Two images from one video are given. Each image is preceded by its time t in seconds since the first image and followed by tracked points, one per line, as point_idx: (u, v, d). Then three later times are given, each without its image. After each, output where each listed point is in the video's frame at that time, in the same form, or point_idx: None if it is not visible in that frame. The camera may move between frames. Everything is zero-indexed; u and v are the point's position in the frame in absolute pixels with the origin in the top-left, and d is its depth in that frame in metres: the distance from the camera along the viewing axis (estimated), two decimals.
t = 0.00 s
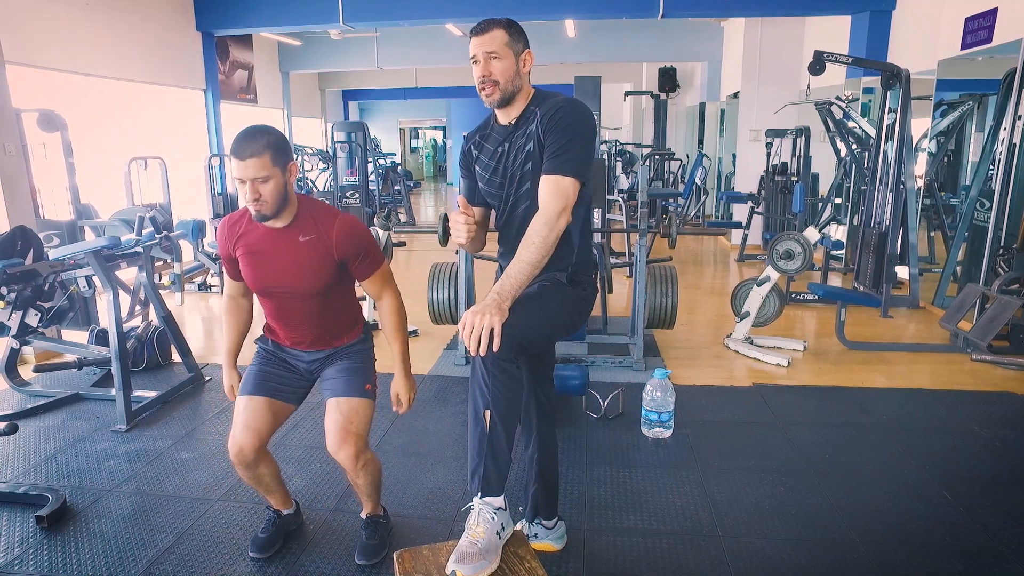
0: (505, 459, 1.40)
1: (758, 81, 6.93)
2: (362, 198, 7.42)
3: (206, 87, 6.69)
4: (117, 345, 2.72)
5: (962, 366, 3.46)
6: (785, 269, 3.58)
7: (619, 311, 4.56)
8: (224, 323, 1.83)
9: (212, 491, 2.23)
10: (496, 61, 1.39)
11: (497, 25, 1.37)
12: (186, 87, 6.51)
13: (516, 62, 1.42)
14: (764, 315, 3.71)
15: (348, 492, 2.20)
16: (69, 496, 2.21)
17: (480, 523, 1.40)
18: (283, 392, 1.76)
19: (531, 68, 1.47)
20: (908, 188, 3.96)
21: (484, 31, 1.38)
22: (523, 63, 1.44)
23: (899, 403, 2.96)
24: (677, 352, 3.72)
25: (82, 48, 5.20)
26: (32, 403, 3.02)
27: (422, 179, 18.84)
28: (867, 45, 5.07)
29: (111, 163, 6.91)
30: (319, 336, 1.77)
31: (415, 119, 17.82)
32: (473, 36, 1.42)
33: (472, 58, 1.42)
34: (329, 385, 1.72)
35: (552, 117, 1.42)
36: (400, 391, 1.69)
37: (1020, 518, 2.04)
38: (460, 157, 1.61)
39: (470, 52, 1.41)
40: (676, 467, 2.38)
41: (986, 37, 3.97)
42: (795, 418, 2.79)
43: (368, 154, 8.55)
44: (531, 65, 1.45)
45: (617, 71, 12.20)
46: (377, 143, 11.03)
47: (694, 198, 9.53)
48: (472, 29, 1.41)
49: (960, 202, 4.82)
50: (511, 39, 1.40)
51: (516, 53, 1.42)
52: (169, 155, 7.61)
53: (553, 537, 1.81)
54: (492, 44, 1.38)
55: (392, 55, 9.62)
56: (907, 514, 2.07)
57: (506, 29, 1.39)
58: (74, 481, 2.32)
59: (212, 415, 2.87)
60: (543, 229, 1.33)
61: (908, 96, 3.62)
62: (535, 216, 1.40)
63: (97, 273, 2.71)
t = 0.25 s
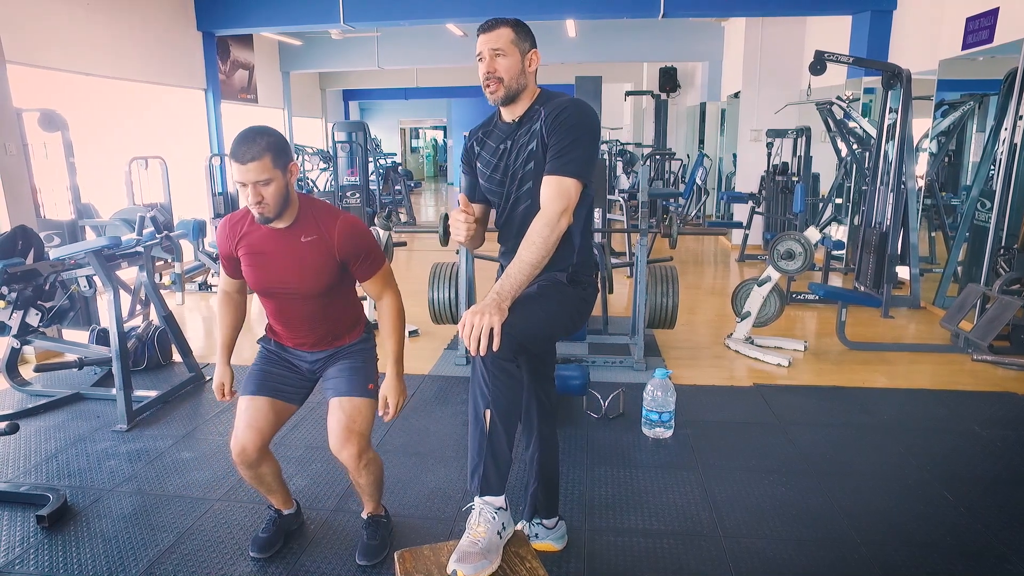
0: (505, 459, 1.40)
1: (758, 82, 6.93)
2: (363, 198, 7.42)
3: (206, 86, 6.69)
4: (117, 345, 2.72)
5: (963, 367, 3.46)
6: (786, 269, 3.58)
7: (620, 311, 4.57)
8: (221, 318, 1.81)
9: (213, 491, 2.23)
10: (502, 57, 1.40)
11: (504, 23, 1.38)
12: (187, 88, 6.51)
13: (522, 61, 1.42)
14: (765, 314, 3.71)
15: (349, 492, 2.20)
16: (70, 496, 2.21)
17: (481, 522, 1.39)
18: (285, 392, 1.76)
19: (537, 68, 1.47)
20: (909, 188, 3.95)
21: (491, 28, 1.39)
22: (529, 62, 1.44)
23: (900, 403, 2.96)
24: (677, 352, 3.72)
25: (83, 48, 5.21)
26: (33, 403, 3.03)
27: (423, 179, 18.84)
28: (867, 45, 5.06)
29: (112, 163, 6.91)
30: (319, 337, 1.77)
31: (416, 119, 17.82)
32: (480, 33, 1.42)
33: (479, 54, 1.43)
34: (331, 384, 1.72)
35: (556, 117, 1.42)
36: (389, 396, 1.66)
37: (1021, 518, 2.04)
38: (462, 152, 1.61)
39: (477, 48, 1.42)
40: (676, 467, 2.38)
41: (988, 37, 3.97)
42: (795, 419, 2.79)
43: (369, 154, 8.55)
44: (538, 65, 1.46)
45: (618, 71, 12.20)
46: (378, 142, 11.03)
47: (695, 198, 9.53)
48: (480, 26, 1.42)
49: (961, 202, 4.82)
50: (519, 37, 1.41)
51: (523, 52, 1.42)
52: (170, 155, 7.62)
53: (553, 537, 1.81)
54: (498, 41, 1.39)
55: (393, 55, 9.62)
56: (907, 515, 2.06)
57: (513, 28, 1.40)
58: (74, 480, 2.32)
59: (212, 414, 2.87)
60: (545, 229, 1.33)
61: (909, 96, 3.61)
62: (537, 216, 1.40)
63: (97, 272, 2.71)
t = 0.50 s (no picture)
0: (507, 459, 1.40)
1: (759, 82, 6.93)
2: (363, 198, 7.42)
3: (207, 87, 6.69)
4: (117, 344, 2.72)
5: (963, 367, 3.46)
6: (786, 269, 3.58)
7: (620, 311, 4.57)
8: (224, 320, 1.81)
9: (214, 491, 2.23)
10: (505, 56, 1.40)
11: (508, 21, 1.39)
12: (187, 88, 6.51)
13: (526, 60, 1.43)
14: (767, 315, 3.72)
15: (349, 492, 2.20)
16: (71, 496, 2.21)
17: (482, 523, 1.39)
18: (286, 391, 1.76)
19: (540, 68, 1.48)
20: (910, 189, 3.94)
21: (495, 27, 1.40)
22: (532, 62, 1.44)
23: (901, 404, 2.96)
24: (678, 353, 3.72)
25: (83, 48, 5.21)
26: (33, 403, 3.03)
27: (423, 179, 18.85)
28: (868, 45, 5.06)
29: (113, 163, 6.92)
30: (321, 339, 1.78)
31: (417, 119, 17.82)
32: (484, 32, 1.43)
33: (482, 53, 1.43)
34: (332, 385, 1.72)
35: (559, 116, 1.41)
36: (391, 400, 1.64)
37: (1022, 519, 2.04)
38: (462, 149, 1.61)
39: (481, 47, 1.42)
40: (677, 467, 2.38)
41: (989, 37, 3.97)
42: (796, 419, 2.79)
43: (370, 154, 8.55)
44: (542, 65, 1.46)
45: (618, 71, 12.20)
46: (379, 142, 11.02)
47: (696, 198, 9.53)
48: (484, 25, 1.42)
49: (961, 202, 4.82)
50: (523, 36, 1.41)
51: (527, 51, 1.42)
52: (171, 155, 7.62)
53: (554, 537, 1.81)
54: (502, 40, 1.39)
55: (393, 56, 9.62)
56: (908, 515, 2.06)
57: (517, 27, 1.40)
58: (75, 480, 2.32)
59: (213, 414, 2.87)
60: (548, 229, 1.33)
61: (910, 96, 3.61)
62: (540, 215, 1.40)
63: (98, 272, 2.71)
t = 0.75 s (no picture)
0: (508, 459, 1.40)
1: (760, 82, 6.93)
2: (364, 198, 7.43)
3: (208, 87, 6.70)
4: (118, 344, 2.72)
5: (964, 368, 3.45)
6: (786, 269, 3.58)
7: (621, 311, 4.57)
8: (225, 335, 1.81)
9: (215, 490, 2.23)
10: (509, 55, 1.40)
11: (510, 21, 1.39)
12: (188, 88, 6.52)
13: (528, 59, 1.43)
14: (767, 315, 3.73)
15: (350, 492, 2.20)
16: (72, 495, 2.22)
17: (483, 523, 1.39)
18: (287, 393, 1.76)
19: (542, 67, 1.48)
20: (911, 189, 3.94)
21: (498, 26, 1.40)
22: (535, 61, 1.45)
23: (901, 404, 2.95)
24: (678, 353, 3.72)
25: (84, 48, 5.21)
26: (34, 402, 3.03)
27: (424, 179, 18.85)
28: (869, 45, 5.06)
29: (114, 163, 6.92)
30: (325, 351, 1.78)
31: (417, 119, 17.81)
32: (487, 31, 1.43)
33: (485, 51, 1.43)
34: (335, 388, 1.73)
35: (562, 116, 1.41)
36: (403, 410, 1.66)
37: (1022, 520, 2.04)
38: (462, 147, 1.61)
39: (484, 45, 1.42)
40: (677, 467, 2.38)
41: (989, 37, 3.96)
42: (796, 420, 2.79)
43: (370, 154, 8.56)
44: (544, 64, 1.47)
45: (619, 71, 12.21)
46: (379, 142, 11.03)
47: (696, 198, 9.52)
48: (487, 24, 1.43)
49: (961, 203, 4.82)
50: (526, 35, 1.42)
51: (529, 51, 1.43)
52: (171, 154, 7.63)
53: (554, 537, 1.81)
54: (505, 39, 1.39)
55: (394, 55, 9.62)
56: (908, 516, 2.06)
57: (520, 26, 1.41)
58: (76, 480, 2.32)
59: (214, 414, 2.87)
60: (555, 227, 1.33)
61: (911, 96, 3.61)
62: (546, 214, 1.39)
63: (99, 272, 2.71)
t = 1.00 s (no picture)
0: (507, 458, 1.41)
1: (760, 82, 6.93)
2: (365, 198, 7.43)
3: (209, 87, 6.71)
4: (119, 343, 2.72)
5: (964, 368, 3.45)
6: (787, 269, 3.57)
7: (621, 311, 4.57)
8: (218, 309, 1.74)
9: (215, 490, 2.23)
10: (511, 56, 1.41)
11: (511, 21, 1.38)
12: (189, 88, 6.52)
13: (529, 59, 1.43)
14: (767, 315, 3.73)
15: (350, 491, 2.21)
16: (73, 495, 2.22)
17: (483, 524, 1.40)
18: (287, 381, 1.71)
19: (543, 67, 1.49)
20: (912, 190, 3.93)
21: (498, 27, 1.40)
22: (536, 61, 1.45)
23: (902, 405, 2.95)
24: (679, 353, 3.72)
25: (85, 48, 5.22)
26: (35, 402, 3.03)
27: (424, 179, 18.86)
28: (870, 45, 5.06)
29: (115, 163, 6.93)
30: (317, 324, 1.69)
31: (418, 119, 17.82)
32: (488, 31, 1.43)
33: (486, 52, 1.43)
34: (333, 376, 1.69)
35: (564, 115, 1.42)
36: (397, 382, 1.66)
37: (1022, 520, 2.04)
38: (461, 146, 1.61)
39: (485, 45, 1.42)
40: (678, 468, 2.38)
41: (990, 37, 3.96)
42: (797, 420, 2.79)
43: (371, 154, 8.56)
44: (544, 65, 1.47)
45: (619, 71, 12.21)
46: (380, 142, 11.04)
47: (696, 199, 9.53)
48: (488, 25, 1.43)
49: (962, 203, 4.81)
50: (527, 35, 1.42)
51: (531, 51, 1.43)
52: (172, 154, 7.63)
53: (554, 537, 1.81)
54: (507, 40, 1.39)
55: (395, 55, 9.63)
56: (908, 516, 2.06)
57: (522, 27, 1.41)
58: (77, 480, 2.32)
59: (215, 413, 2.88)
60: (560, 223, 1.33)
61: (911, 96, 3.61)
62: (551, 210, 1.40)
63: (100, 271, 2.71)
